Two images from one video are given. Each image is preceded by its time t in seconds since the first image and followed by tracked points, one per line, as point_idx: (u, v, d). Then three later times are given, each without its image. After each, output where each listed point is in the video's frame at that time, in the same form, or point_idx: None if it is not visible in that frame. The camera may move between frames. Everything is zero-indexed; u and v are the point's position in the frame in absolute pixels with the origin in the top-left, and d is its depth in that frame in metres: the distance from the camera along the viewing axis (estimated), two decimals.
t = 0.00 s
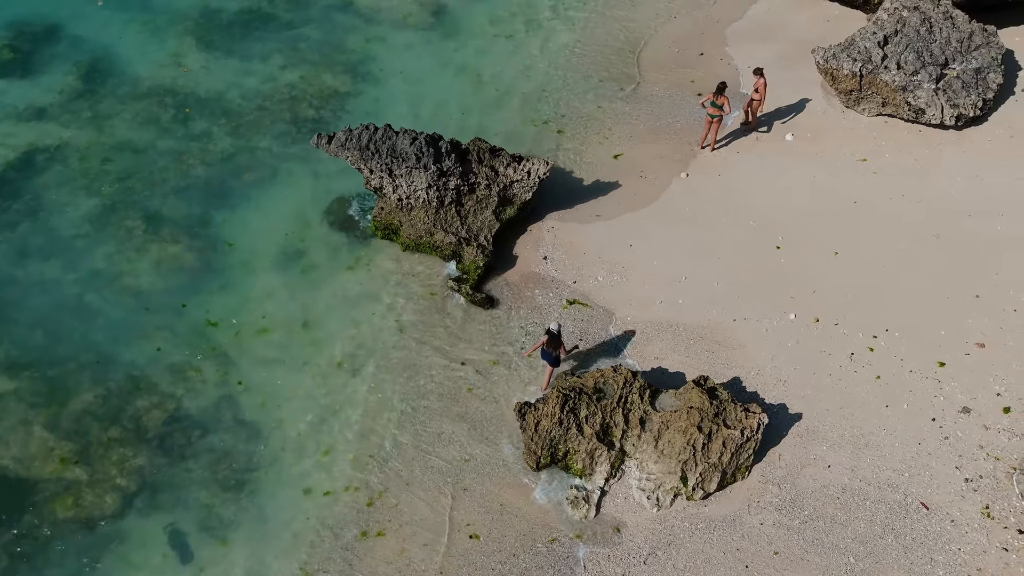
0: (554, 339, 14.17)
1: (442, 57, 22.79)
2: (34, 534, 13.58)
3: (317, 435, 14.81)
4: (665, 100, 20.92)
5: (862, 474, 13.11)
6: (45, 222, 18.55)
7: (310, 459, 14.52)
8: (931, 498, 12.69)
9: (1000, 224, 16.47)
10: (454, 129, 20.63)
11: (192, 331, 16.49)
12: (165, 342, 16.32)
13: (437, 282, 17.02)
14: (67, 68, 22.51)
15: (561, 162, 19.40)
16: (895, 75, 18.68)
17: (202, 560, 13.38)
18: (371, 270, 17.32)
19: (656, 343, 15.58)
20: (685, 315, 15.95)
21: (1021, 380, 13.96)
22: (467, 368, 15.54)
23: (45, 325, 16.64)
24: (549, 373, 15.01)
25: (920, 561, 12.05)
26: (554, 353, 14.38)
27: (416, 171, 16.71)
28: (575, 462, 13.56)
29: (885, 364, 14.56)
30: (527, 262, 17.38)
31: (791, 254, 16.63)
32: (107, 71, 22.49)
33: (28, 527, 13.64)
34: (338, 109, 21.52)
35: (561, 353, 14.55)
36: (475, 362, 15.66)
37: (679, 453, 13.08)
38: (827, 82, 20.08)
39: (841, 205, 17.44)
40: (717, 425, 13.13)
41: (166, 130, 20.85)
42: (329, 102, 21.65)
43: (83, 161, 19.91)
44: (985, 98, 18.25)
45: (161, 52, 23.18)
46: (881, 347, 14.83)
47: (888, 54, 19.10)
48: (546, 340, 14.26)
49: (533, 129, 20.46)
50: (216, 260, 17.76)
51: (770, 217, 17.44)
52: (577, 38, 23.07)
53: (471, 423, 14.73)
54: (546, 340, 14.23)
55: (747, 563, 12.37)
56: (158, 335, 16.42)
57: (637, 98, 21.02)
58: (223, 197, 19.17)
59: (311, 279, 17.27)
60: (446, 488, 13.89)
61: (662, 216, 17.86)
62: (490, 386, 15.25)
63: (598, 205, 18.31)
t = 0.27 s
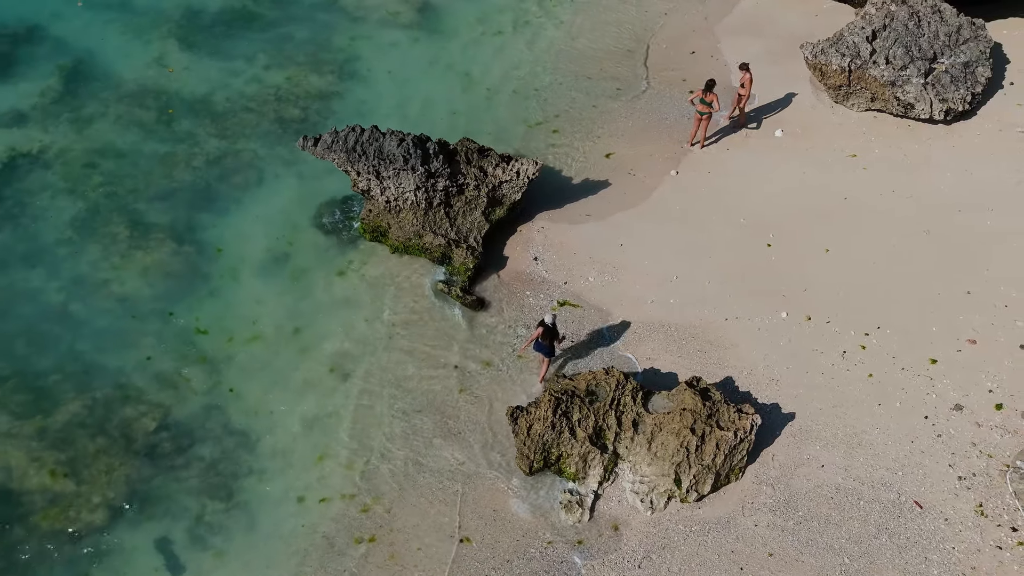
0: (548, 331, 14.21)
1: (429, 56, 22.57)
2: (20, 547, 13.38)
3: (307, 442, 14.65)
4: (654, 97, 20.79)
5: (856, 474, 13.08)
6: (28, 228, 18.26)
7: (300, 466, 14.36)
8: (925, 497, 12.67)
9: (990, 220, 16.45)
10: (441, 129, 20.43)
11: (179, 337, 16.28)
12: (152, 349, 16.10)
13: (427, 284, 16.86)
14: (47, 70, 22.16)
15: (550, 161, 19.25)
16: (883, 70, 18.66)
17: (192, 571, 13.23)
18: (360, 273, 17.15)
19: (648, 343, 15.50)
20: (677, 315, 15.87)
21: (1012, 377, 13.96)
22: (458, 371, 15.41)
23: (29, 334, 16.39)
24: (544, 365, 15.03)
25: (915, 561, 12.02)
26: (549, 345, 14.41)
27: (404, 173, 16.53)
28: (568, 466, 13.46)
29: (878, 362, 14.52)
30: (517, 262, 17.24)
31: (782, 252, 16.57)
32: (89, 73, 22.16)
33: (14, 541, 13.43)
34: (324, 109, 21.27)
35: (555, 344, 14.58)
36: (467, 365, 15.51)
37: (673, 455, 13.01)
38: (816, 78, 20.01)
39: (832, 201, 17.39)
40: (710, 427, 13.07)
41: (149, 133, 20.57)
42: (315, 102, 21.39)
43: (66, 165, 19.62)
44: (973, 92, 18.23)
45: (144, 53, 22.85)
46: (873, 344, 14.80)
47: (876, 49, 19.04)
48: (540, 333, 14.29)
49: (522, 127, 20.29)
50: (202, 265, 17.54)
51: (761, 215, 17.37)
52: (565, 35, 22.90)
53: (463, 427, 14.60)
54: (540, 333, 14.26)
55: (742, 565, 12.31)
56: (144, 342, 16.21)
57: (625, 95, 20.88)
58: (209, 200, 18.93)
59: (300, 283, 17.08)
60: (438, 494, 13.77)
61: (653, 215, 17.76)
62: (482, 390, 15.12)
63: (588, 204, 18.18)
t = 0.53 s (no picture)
0: (544, 331, 14.15)
1: (419, 56, 22.35)
2: (8, 562, 13.19)
3: (299, 451, 14.48)
4: (646, 97, 20.64)
5: (852, 478, 13.02)
6: (13, 236, 18.00)
7: (292, 476, 14.19)
8: (921, 501, 12.61)
9: (984, 219, 16.39)
10: (432, 130, 20.23)
11: (168, 346, 16.07)
12: (141, 358, 15.88)
13: (419, 289, 16.69)
14: (32, 73, 21.83)
15: (542, 162, 19.09)
16: (876, 68, 18.55)
17: None
18: (351, 278, 16.96)
19: (643, 347, 15.38)
20: (671, 318, 15.75)
21: (1008, 378, 13.91)
22: (451, 377, 15.25)
23: (15, 343, 16.15)
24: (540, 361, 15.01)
25: (912, 565, 11.96)
26: (545, 345, 14.34)
27: (395, 176, 16.34)
28: (563, 473, 13.35)
29: (873, 364, 14.45)
30: (510, 266, 17.08)
31: (775, 253, 16.47)
32: (74, 76, 21.84)
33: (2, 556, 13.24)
34: (313, 111, 21.02)
35: (551, 344, 14.53)
36: (460, 370, 15.36)
37: (668, 461, 12.91)
38: (809, 76, 19.90)
39: (825, 201, 17.29)
40: (705, 432, 12.98)
41: (136, 137, 20.30)
42: (304, 104, 21.15)
43: (52, 170, 19.34)
44: (966, 89, 18.15)
45: (129, 56, 22.54)
46: (868, 346, 14.73)
47: (868, 47, 18.94)
48: (536, 332, 14.24)
49: (513, 128, 20.09)
50: (191, 272, 17.31)
51: (754, 215, 17.27)
52: (556, 35, 22.71)
53: (457, 435, 14.45)
54: (537, 332, 14.20)
55: (739, 572, 12.22)
56: (133, 351, 15.99)
57: (618, 95, 20.72)
58: (197, 206, 18.70)
59: (290, 289, 16.88)
60: (432, 503, 13.63)
61: (646, 216, 17.62)
62: (475, 396, 14.97)
63: (581, 206, 18.04)
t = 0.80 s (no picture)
0: (545, 333, 14.02)
1: (410, 59, 22.16)
2: None
3: (292, 463, 14.32)
4: (639, 99, 20.50)
5: (850, 485, 12.93)
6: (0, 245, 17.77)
7: (285, 488, 14.03)
8: (919, 508, 12.54)
9: (979, 221, 16.31)
10: (424, 134, 20.05)
11: (158, 356, 15.88)
12: (130, 369, 15.69)
13: (412, 296, 16.53)
14: (18, 79, 21.56)
15: (535, 166, 18.94)
16: (870, 69, 18.43)
17: None
18: (343, 286, 16.79)
19: (638, 353, 15.26)
20: (666, 323, 15.63)
21: (1005, 382, 13.84)
22: (445, 386, 15.11)
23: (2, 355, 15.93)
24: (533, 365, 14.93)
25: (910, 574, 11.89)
26: (544, 347, 14.23)
27: (386, 183, 16.17)
28: (558, 483, 13.22)
29: (869, 369, 14.36)
30: (503, 271, 16.93)
31: (771, 257, 16.36)
32: (61, 81, 21.59)
33: None
34: (303, 116, 20.81)
35: (550, 346, 14.41)
36: (454, 379, 15.20)
37: (664, 470, 12.80)
38: (802, 78, 19.80)
39: (820, 204, 17.19)
40: (701, 441, 12.87)
41: (125, 143, 20.06)
42: (295, 109, 20.94)
43: (39, 178, 19.10)
44: (960, 90, 18.08)
45: (117, 61, 22.29)
46: (864, 351, 14.64)
47: (862, 48, 18.85)
48: (536, 334, 14.11)
49: (506, 132, 19.93)
50: (180, 281, 17.11)
51: (749, 219, 17.15)
52: (548, 37, 22.55)
53: (451, 444, 14.31)
54: (537, 333, 14.07)
55: None
56: (122, 362, 15.79)
57: (610, 97, 20.58)
58: (187, 213, 18.49)
59: (282, 298, 16.69)
60: (426, 514, 13.49)
61: (640, 221, 17.49)
62: (469, 405, 14.83)
63: (574, 210, 17.90)
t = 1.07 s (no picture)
0: (549, 335, 13.94)
1: (401, 62, 21.96)
2: None
3: (284, 474, 14.16)
4: (633, 101, 20.36)
5: (847, 492, 12.85)
6: None
7: (277, 500, 13.87)
8: (917, 515, 12.46)
9: (974, 223, 16.24)
10: (416, 138, 19.86)
11: (148, 367, 15.69)
12: (120, 380, 15.49)
13: (404, 304, 16.37)
14: (4, 85, 21.29)
15: (528, 170, 18.77)
16: (863, 70, 18.37)
17: None
18: (335, 293, 16.62)
19: (633, 359, 15.14)
20: (661, 329, 15.52)
21: (1001, 386, 13.77)
22: (439, 394, 14.96)
23: None
24: (532, 366, 14.92)
25: None
26: (546, 348, 14.14)
27: (377, 190, 16.00)
28: (554, 492, 13.10)
29: (866, 374, 14.27)
30: (496, 277, 16.78)
31: (766, 261, 16.26)
32: (47, 87, 21.32)
33: None
34: (294, 120, 20.59)
35: (552, 348, 14.31)
36: (448, 387, 15.06)
37: (661, 479, 12.69)
38: (795, 79, 19.70)
39: (815, 207, 17.10)
40: (698, 449, 12.76)
41: (113, 149, 19.82)
42: (285, 113, 20.72)
43: (26, 186, 18.86)
44: (954, 91, 18.01)
45: (105, 65, 22.03)
46: (860, 355, 14.56)
47: (855, 49, 18.76)
48: (541, 335, 14.02)
49: (498, 135, 19.77)
50: (170, 290, 16.91)
51: (744, 222, 17.05)
52: (540, 39, 22.39)
53: (445, 454, 14.17)
54: (541, 334, 13.99)
55: None
56: (111, 373, 15.60)
57: (603, 99, 20.44)
58: (176, 220, 18.28)
59: (274, 306, 16.51)
60: (420, 525, 13.35)
61: (634, 225, 17.37)
62: (463, 414, 14.69)
63: (568, 215, 17.76)
